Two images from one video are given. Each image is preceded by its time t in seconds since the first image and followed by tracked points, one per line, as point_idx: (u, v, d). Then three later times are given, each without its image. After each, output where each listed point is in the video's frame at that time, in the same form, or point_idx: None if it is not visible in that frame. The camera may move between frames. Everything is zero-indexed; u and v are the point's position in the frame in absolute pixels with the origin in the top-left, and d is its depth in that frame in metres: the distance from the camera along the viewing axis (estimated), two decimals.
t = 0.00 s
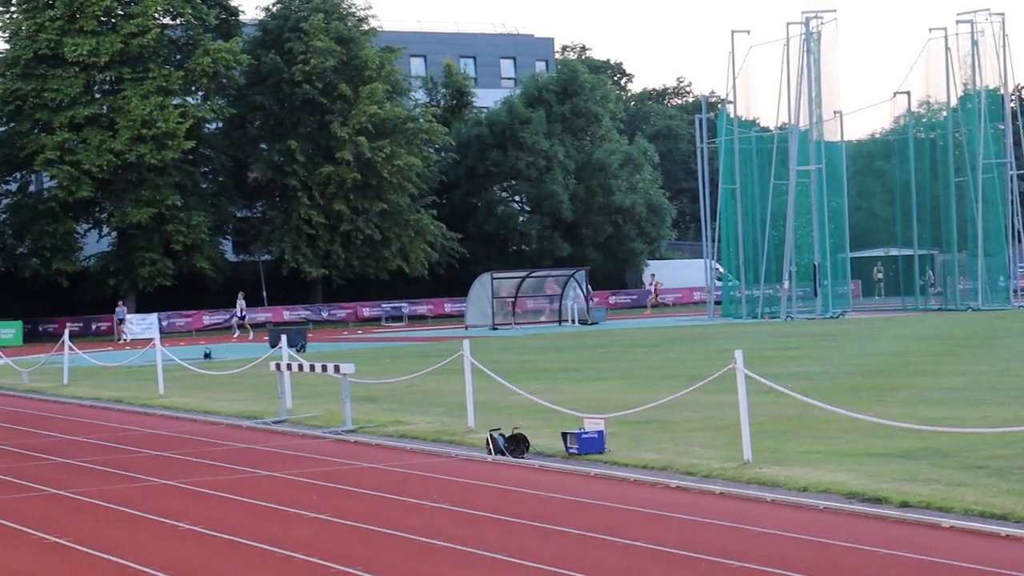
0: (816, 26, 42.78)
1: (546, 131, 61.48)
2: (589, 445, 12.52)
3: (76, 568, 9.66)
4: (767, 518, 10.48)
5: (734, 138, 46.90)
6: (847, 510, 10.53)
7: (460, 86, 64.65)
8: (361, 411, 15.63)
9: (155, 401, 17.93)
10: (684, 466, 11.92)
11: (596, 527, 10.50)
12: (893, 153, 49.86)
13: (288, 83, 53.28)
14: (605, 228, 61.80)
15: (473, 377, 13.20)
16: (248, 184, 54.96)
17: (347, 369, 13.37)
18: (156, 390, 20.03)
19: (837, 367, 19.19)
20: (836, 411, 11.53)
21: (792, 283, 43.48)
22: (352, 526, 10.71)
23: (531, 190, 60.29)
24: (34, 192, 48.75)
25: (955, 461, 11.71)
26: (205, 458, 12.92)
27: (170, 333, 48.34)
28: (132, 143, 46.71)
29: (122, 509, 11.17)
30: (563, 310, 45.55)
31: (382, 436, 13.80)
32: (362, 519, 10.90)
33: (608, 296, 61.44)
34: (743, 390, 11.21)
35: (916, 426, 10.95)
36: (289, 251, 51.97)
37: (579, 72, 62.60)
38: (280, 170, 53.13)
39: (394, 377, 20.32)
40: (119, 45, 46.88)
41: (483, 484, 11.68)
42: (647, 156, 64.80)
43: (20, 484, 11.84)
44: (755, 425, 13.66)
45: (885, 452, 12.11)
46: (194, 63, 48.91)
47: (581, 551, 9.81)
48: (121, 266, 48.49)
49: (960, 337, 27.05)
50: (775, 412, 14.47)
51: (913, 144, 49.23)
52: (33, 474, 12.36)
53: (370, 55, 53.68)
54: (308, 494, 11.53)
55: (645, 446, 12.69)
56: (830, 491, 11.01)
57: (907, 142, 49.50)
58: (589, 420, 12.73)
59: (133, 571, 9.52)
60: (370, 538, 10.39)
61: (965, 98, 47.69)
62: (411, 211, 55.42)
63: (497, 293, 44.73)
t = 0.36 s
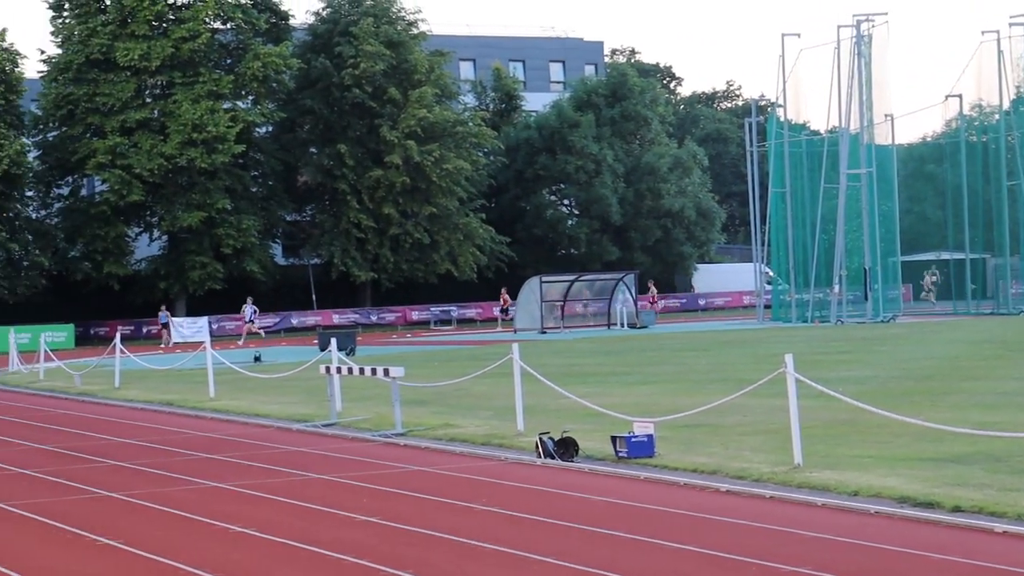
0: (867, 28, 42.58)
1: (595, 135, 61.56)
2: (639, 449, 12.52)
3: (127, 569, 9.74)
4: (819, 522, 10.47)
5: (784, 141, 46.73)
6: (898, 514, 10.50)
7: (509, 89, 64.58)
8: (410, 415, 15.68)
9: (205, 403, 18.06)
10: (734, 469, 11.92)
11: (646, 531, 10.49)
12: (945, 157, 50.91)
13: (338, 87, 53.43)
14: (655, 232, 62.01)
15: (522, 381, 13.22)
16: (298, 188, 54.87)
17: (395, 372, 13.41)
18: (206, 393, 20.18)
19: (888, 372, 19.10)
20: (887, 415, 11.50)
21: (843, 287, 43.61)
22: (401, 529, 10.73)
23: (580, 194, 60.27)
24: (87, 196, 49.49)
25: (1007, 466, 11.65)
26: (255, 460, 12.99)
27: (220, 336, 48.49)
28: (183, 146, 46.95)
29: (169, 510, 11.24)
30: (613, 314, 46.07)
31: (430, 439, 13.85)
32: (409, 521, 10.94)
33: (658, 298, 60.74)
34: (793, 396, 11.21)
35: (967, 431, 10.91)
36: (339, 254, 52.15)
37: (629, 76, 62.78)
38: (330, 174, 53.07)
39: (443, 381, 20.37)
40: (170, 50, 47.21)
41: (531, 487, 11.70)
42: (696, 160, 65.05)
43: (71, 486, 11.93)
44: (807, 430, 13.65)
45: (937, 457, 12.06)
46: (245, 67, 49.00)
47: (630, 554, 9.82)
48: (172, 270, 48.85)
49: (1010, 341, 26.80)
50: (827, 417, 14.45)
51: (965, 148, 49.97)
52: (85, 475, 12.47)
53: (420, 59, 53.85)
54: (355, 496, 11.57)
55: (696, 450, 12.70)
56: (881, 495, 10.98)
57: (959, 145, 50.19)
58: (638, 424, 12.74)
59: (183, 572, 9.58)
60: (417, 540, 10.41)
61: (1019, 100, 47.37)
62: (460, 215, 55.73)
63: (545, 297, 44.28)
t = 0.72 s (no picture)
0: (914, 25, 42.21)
1: (639, 133, 61.51)
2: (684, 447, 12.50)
3: (175, 565, 9.79)
4: (867, 521, 10.42)
5: (829, 139, 46.70)
6: (945, 513, 10.43)
7: (553, 87, 65.27)
8: (454, 412, 15.70)
9: (250, 400, 18.16)
10: (780, 468, 11.89)
11: (693, 530, 10.47)
12: (992, 154, 50.91)
13: (382, 85, 53.62)
14: (699, 230, 61.87)
15: (566, 379, 13.22)
16: (343, 186, 55.08)
17: (440, 370, 13.44)
18: (251, 390, 20.29)
19: (934, 371, 18.98)
20: (934, 415, 11.44)
21: (888, 285, 43.05)
22: (447, 527, 10.73)
23: (624, 191, 60.48)
24: (133, 194, 50.08)
25: None
26: (300, 458, 13.03)
27: (265, 334, 48.69)
28: (228, 145, 47.25)
29: (215, 507, 11.30)
30: (656, 312, 45.60)
31: (474, 437, 13.87)
32: (454, 518, 10.95)
33: (702, 296, 60.33)
34: (839, 394, 11.18)
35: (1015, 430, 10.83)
36: (383, 252, 52.28)
37: (673, 73, 62.46)
38: (374, 172, 53.68)
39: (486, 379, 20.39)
40: (215, 48, 47.64)
41: (577, 486, 11.70)
42: (742, 157, 64.59)
43: (117, 483, 12.01)
44: (854, 429, 13.61)
45: (983, 457, 11.99)
46: (290, 65, 49.38)
47: (676, 553, 9.80)
48: (217, 267, 49.36)
49: None
50: (873, 415, 14.40)
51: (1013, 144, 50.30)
52: (132, 472, 12.54)
53: (464, 57, 54.03)
54: (400, 494, 11.60)
55: (741, 448, 12.68)
56: (927, 495, 10.92)
57: (1007, 142, 50.60)
58: (683, 422, 12.71)
59: (230, 570, 9.62)
60: (462, 538, 10.42)
61: None
62: (505, 213, 55.68)
63: (589, 295, 44.64)
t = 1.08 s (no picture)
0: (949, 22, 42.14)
1: (671, 130, 61.39)
2: (716, 443, 12.49)
3: (207, 561, 9.80)
4: (899, 519, 10.38)
5: (862, 136, 46.29)
6: (978, 511, 10.39)
7: (585, 83, 64.73)
8: (485, 409, 15.72)
9: (282, 397, 18.19)
10: (812, 465, 11.87)
11: (725, 527, 10.44)
12: None
13: (414, 82, 53.65)
14: (731, 227, 61.64)
15: (599, 376, 13.20)
16: (374, 184, 55.28)
17: (472, 367, 13.45)
18: (282, 387, 20.32)
19: (968, 368, 18.90)
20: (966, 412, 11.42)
21: (922, 283, 43.50)
22: (478, 524, 10.73)
23: (656, 188, 60.27)
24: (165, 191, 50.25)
25: None
26: (330, 454, 13.05)
27: (296, 331, 48.69)
28: (260, 142, 47.68)
29: (245, 503, 11.32)
30: (688, 309, 45.61)
31: (506, 434, 13.87)
32: (485, 515, 10.95)
33: (733, 294, 60.08)
34: (873, 391, 11.15)
35: None
36: (415, 249, 52.24)
37: (705, 70, 62.88)
38: (406, 168, 53.48)
39: (519, 376, 20.39)
40: (248, 45, 47.84)
41: (608, 483, 11.68)
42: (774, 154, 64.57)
43: (149, 479, 12.04)
44: (889, 426, 13.57)
45: (1017, 454, 11.95)
46: (323, 62, 49.80)
47: (709, 550, 9.78)
48: (249, 264, 49.57)
49: None
50: (906, 413, 14.36)
51: None
52: (163, 468, 12.58)
53: (496, 54, 53.81)
54: (431, 491, 11.60)
55: (774, 445, 12.67)
56: (960, 491, 10.87)
57: None
58: (716, 419, 12.69)
59: (261, 566, 9.65)
60: (493, 534, 10.42)
61: None
62: (536, 209, 55.72)
63: (621, 292, 44.49)
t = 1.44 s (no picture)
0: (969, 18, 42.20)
1: (691, 127, 61.31)
2: (735, 441, 12.48)
3: (226, 558, 9.82)
4: (920, 516, 10.35)
5: (882, 133, 46.50)
6: (998, 508, 10.35)
7: (604, 81, 65.10)
8: (504, 406, 15.72)
9: (301, 394, 18.23)
10: (831, 462, 11.85)
11: (745, 524, 10.42)
12: None
13: (433, 79, 53.70)
14: (750, 224, 61.79)
15: (617, 373, 13.20)
16: (394, 181, 55.41)
17: (491, 364, 13.47)
18: (301, 383, 20.34)
19: (988, 366, 18.86)
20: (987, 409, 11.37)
21: (941, 280, 43.46)
22: (497, 521, 10.72)
23: (675, 185, 60.18)
24: (185, 188, 50.44)
25: None
26: (349, 451, 13.05)
27: (316, 327, 48.81)
28: (279, 139, 47.84)
29: (265, 500, 11.33)
30: (707, 306, 45.76)
31: (525, 430, 13.87)
32: (504, 512, 10.94)
33: (753, 291, 59.86)
34: (892, 388, 11.14)
35: None
36: (434, 246, 52.30)
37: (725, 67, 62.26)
38: (424, 166, 53.59)
39: (538, 373, 20.41)
40: (268, 42, 48.06)
41: (628, 480, 11.68)
42: (793, 151, 64.42)
43: (169, 476, 12.05)
44: (909, 423, 13.55)
45: None
46: (342, 59, 50.02)
47: (729, 547, 9.77)
48: (268, 261, 49.81)
49: None
50: (926, 410, 14.34)
51: None
52: (183, 465, 12.59)
53: (516, 51, 53.81)
54: (449, 488, 11.60)
55: (793, 442, 12.65)
56: (980, 489, 10.83)
57: None
58: (735, 416, 12.69)
59: (280, 563, 9.65)
60: (512, 531, 10.41)
61: None
62: (555, 207, 55.73)
63: (639, 288, 44.33)
